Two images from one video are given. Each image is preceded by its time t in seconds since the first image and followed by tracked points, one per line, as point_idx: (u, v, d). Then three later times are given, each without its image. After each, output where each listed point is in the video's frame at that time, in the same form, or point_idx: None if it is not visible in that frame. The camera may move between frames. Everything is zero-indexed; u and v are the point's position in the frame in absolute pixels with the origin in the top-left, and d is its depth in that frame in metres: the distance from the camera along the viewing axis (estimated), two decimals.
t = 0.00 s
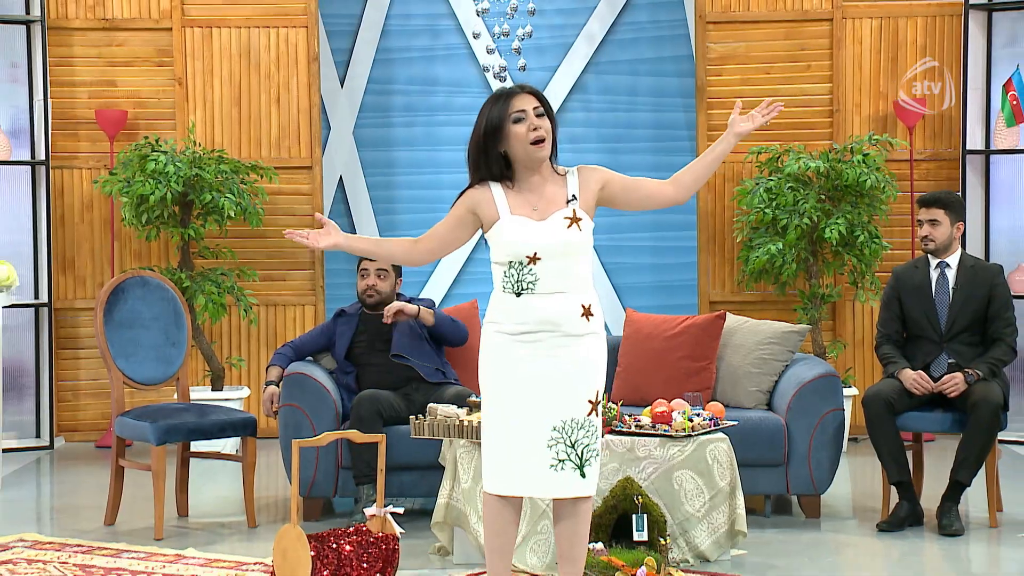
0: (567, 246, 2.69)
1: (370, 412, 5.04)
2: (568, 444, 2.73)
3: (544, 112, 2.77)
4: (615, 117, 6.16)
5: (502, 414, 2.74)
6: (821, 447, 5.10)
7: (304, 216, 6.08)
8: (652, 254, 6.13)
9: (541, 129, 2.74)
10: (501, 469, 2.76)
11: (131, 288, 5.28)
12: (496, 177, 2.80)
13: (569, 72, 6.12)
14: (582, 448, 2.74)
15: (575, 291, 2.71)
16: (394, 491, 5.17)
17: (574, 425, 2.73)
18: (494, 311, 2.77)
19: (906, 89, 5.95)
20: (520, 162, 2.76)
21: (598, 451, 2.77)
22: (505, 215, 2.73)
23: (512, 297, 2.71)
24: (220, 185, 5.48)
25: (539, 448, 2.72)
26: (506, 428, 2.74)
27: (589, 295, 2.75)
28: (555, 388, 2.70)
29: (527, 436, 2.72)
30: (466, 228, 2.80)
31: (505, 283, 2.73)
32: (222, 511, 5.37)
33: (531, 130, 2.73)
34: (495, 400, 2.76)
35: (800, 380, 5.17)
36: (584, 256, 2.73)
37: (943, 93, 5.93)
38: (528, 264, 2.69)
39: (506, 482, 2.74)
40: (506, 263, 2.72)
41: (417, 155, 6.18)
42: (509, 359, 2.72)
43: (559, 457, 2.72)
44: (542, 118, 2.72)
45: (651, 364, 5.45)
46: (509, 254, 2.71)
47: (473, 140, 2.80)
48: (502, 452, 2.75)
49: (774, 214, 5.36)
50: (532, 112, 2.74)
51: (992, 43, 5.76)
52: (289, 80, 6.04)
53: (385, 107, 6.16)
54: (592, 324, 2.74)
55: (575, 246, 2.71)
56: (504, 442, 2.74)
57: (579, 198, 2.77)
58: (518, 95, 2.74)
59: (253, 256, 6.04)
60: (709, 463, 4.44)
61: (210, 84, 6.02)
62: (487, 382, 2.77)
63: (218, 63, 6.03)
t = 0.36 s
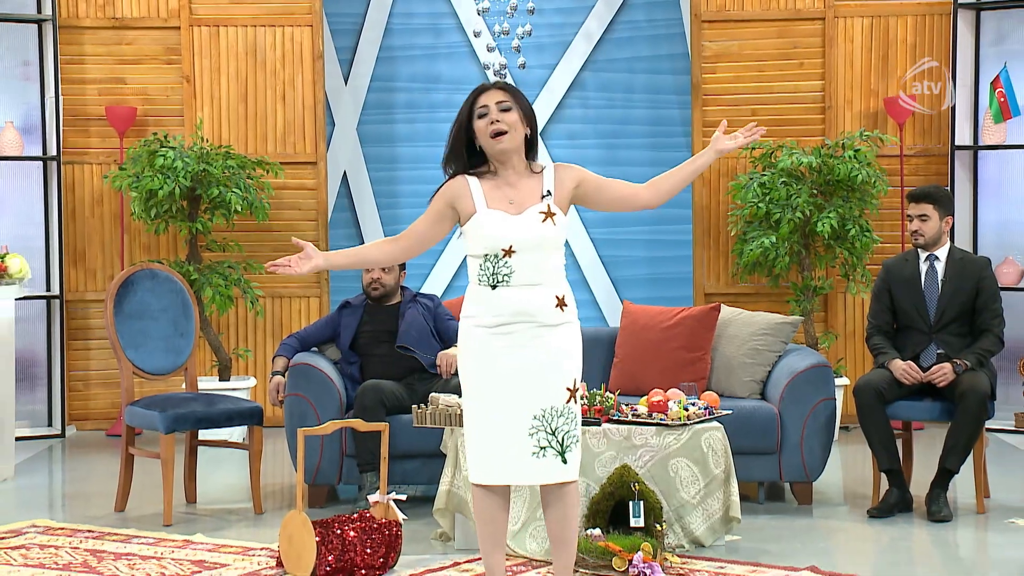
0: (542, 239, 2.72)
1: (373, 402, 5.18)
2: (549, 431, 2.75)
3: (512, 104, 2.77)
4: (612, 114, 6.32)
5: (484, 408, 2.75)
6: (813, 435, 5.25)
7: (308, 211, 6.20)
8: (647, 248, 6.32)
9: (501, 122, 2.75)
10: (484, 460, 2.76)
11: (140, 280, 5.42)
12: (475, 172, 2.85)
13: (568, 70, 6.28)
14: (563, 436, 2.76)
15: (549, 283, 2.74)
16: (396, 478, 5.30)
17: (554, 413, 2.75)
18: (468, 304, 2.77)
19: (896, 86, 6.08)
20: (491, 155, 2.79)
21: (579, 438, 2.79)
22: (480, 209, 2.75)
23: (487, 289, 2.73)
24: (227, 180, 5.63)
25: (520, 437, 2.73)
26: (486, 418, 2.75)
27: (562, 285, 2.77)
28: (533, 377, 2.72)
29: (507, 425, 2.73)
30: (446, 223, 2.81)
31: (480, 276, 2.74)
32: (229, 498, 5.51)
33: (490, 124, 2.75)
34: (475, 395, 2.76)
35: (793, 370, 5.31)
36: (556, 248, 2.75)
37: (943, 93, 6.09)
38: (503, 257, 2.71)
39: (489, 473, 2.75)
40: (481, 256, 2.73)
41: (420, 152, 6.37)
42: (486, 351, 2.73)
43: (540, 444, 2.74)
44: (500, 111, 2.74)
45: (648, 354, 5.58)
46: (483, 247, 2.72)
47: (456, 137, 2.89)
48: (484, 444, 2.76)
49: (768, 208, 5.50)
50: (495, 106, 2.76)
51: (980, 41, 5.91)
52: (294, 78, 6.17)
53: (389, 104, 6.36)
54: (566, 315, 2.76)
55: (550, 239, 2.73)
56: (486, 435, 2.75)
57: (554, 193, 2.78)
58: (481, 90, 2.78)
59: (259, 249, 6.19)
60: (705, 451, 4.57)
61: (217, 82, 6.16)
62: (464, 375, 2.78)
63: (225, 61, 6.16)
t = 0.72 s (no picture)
0: (528, 231, 2.84)
1: (376, 390, 5.31)
2: (534, 419, 2.85)
3: (497, 99, 2.89)
4: (610, 110, 6.46)
5: (473, 400, 2.85)
6: (807, 423, 5.38)
7: (313, 205, 6.33)
8: (645, 241, 6.48)
9: (483, 117, 2.88)
10: (473, 449, 2.87)
11: (149, 272, 5.55)
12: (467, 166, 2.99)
13: (566, 66, 6.42)
14: (547, 423, 2.86)
15: (533, 274, 2.85)
16: (400, 465, 5.44)
17: (539, 401, 2.85)
18: (455, 294, 2.88)
19: (887, 83, 6.22)
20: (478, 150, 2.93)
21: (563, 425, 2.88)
22: (469, 200, 2.87)
23: (473, 279, 2.84)
24: (233, 174, 5.76)
25: (506, 425, 2.83)
26: (473, 406, 2.86)
27: (547, 278, 2.88)
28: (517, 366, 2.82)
29: (493, 413, 2.83)
30: (437, 213, 2.94)
31: (466, 267, 2.86)
32: (235, 485, 5.66)
33: (474, 118, 2.89)
34: (464, 385, 2.87)
35: (787, 359, 5.45)
36: (541, 241, 2.86)
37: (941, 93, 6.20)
38: (489, 248, 2.83)
39: (477, 459, 2.86)
40: (468, 247, 2.85)
41: (422, 147, 6.50)
42: (472, 341, 2.83)
43: (526, 432, 2.84)
44: (481, 105, 2.86)
45: (644, 344, 5.73)
46: (471, 238, 2.84)
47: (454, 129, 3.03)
48: (473, 433, 2.86)
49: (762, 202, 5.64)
50: (478, 101, 2.88)
51: (969, 39, 6.05)
52: (300, 75, 6.31)
53: (392, 100, 6.50)
54: (551, 306, 2.86)
55: (535, 232, 2.85)
56: (474, 426, 2.85)
57: (541, 186, 2.91)
58: (467, 87, 2.92)
59: (266, 242, 6.31)
60: (699, 438, 4.74)
61: (224, 79, 6.29)
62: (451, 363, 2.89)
63: (232, 58, 6.30)
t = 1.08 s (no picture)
0: (525, 227, 2.89)
1: (380, 378, 5.50)
2: (524, 409, 2.90)
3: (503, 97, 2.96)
4: (607, 107, 6.63)
5: (469, 393, 2.92)
6: (797, 409, 5.56)
7: (319, 199, 6.57)
8: (641, 233, 6.61)
9: (485, 113, 2.96)
10: (468, 436, 2.94)
11: (161, 264, 5.73)
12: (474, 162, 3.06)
13: (564, 64, 6.60)
14: (537, 414, 2.90)
15: (530, 270, 2.89)
16: (403, 451, 5.63)
17: (529, 392, 2.89)
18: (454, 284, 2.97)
19: (875, 80, 6.40)
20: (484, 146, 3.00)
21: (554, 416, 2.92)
22: (470, 195, 2.95)
23: (471, 271, 2.91)
24: (242, 169, 5.95)
25: (497, 414, 2.89)
26: (468, 394, 2.93)
27: (545, 274, 2.92)
28: (510, 357, 2.87)
29: (486, 401, 2.90)
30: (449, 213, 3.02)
31: (466, 258, 2.93)
32: (243, 470, 5.85)
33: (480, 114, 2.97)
34: (461, 377, 2.94)
35: (778, 348, 5.62)
36: (539, 238, 2.91)
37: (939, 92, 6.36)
38: (487, 241, 2.90)
39: (471, 445, 2.93)
40: (468, 239, 2.93)
41: (425, 143, 6.67)
42: (468, 331, 2.90)
43: (516, 421, 2.89)
44: (486, 102, 2.94)
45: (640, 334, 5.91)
46: (470, 231, 2.92)
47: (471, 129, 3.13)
48: (468, 422, 2.93)
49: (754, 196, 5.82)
50: (483, 97, 2.97)
51: (955, 38, 6.23)
52: (306, 72, 6.52)
53: (395, 97, 6.68)
54: (546, 302, 2.90)
55: (532, 228, 2.90)
56: (470, 415, 2.93)
57: (542, 188, 2.94)
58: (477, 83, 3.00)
59: (273, 234, 6.55)
60: (693, 426, 4.92)
61: (233, 76, 6.50)
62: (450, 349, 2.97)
63: (240, 57, 6.50)
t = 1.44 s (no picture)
0: (525, 217, 3.10)
1: (383, 369, 5.67)
2: (532, 400, 3.10)
3: (517, 96, 3.18)
4: (604, 107, 6.83)
5: (481, 388, 3.14)
6: (789, 400, 5.74)
7: (324, 195, 6.73)
8: (637, 229, 6.83)
9: (504, 111, 3.16)
10: (481, 424, 3.15)
11: (171, 259, 5.91)
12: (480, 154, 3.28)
13: (563, 66, 6.80)
14: (545, 404, 3.11)
15: (534, 260, 3.10)
16: (407, 440, 5.81)
17: (537, 383, 3.10)
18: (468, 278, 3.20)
19: (864, 81, 6.58)
20: (493, 141, 3.21)
21: (561, 407, 3.13)
22: (475, 188, 3.17)
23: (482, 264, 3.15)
24: (250, 167, 6.14)
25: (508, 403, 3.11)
26: (481, 384, 3.15)
27: (551, 266, 3.12)
28: (519, 349, 3.09)
29: (497, 392, 3.12)
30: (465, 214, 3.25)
31: (476, 251, 3.17)
32: (252, 459, 6.05)
33: (495, 111, 3.17)
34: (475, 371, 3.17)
35: (770, 341, 5.80)
36: (542, 228, 3.11)
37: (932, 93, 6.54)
38: (491, 233, 3.12)
39: (483, 434, 3.15)
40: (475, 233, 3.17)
41: (428, 141, 6.90)
42: (481, 322, 3.12)
43: (524, 411, 3.10)
44: (504, 101, 3.15)
45: (636, 327, 6.09)
46: (477, 225, 3.15)
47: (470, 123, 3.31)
48: (480, 412, 3.15)
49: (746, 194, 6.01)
50: (501, 96, 3.17)
51: (941, 40, 6.43)
52: (312, 74, 6.69)
53: (399, 97, 6.89)
54: (552, 292, 3.10)
55: (533, 218, 3.10)
56: (483, 405, 3.14)
57: (542, 178, 3.14)
58: (491, 80, 3.19)
59: (280, 230, 6.72)
60: (688, 416, 5.11)
61: (240, 77, 6.68)
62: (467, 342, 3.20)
63: (248, 58, 6.68)
